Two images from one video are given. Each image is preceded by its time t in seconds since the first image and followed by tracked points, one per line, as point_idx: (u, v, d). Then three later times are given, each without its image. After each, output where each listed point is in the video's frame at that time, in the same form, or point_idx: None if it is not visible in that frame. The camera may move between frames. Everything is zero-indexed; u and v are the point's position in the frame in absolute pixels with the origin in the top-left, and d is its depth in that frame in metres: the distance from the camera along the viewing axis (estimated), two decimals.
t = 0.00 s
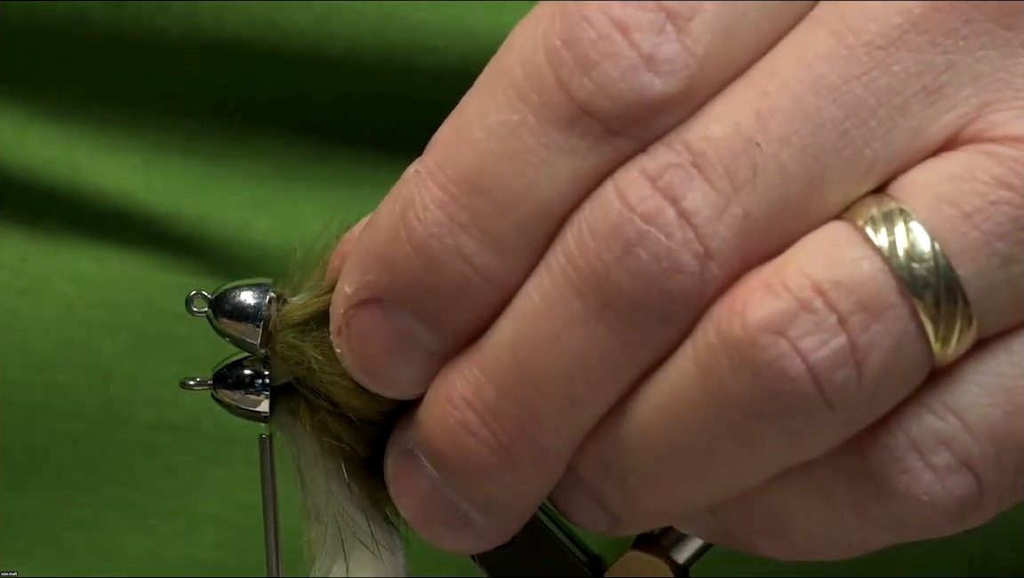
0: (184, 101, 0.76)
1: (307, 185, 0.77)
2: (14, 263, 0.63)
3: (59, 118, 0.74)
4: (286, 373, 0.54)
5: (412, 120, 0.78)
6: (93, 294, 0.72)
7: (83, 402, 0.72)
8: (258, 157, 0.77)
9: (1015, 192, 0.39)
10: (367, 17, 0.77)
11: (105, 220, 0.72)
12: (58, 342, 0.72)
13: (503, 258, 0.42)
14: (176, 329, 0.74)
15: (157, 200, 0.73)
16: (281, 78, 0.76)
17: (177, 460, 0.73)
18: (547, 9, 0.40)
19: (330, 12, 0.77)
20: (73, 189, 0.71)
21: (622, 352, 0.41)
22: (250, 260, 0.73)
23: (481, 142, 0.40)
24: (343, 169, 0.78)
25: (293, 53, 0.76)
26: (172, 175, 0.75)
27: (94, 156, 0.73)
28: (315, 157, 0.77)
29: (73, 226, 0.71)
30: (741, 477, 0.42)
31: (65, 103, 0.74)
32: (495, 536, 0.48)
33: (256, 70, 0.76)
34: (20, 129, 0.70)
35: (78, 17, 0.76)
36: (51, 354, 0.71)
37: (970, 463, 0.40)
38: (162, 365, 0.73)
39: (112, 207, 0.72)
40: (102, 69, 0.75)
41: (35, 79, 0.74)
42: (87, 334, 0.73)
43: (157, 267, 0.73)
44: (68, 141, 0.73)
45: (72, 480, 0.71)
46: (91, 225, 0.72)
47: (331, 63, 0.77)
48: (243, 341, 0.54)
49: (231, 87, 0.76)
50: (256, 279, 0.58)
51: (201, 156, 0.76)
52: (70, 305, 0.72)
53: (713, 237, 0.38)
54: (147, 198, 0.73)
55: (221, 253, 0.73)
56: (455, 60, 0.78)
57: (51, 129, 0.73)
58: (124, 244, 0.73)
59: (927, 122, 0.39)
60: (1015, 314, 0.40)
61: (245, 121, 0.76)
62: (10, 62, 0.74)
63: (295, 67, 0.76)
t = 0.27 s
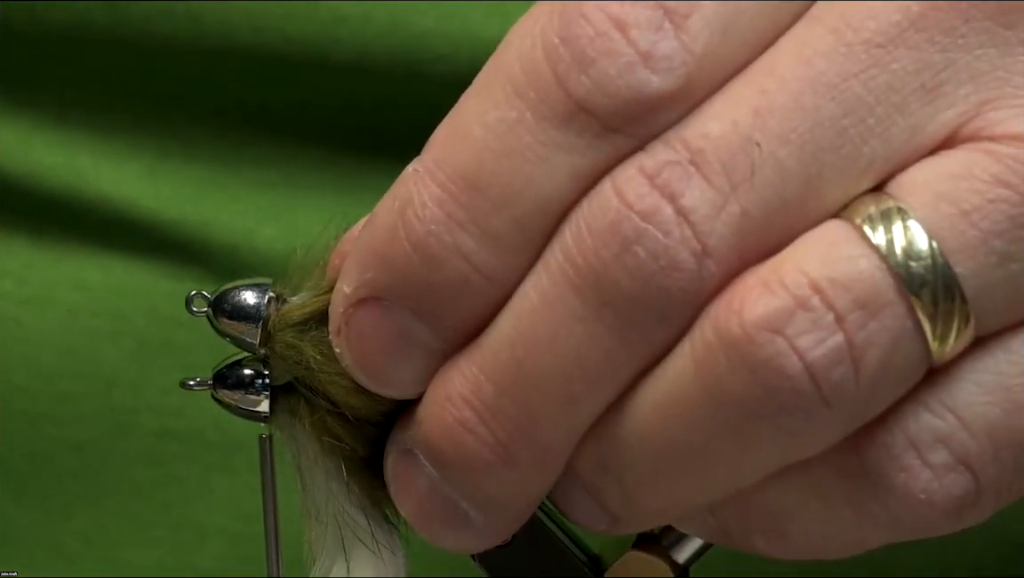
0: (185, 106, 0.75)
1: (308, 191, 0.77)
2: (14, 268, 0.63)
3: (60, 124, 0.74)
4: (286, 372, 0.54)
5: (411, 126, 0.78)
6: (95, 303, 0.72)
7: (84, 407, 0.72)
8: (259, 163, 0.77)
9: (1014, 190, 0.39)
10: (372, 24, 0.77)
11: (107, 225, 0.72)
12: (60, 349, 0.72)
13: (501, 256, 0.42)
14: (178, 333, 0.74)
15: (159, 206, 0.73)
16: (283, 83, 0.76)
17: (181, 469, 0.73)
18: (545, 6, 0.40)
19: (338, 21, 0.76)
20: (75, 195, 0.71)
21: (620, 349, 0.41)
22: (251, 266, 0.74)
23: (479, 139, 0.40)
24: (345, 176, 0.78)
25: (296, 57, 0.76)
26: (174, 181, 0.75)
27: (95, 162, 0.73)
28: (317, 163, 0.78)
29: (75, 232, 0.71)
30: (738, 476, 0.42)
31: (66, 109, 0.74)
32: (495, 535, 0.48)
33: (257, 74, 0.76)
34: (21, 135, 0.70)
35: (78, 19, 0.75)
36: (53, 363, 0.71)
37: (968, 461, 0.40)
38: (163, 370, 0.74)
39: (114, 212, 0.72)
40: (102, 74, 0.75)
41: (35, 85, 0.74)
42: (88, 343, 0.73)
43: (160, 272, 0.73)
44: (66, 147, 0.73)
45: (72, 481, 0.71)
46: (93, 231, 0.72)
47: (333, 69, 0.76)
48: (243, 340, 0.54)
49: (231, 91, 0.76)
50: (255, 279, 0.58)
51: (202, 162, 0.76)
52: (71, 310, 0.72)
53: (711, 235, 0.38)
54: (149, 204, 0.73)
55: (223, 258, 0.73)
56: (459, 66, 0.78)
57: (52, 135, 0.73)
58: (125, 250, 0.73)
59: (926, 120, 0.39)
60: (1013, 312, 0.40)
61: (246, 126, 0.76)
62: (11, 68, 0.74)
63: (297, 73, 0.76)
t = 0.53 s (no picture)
0: (180, 112, 0.76)
1: (306, 196, 0.77)
2: (13, 271, 0.63)
3: (52, 129, 0.74)
4: (286, 372, 0.54)
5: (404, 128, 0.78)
6: (88, 307, 0.72)
7: (79, 413, 0.72)
8: (255, 168, 0.77)
9: (1013, 191, 0.39)
10: (362, 27, 0.78)
11: (102, 230, 0.72)
12: (53, 354, 0.72)
13: (501, 257, 0.42)
14: (173, 336, 0.74)
15: (153, 211, 0.73)
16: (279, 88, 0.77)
17: (173, 474, 0.73)
18: (545, 7, 0.40)
19: (329, 24, 0.77)
20: (67, 198, 0.70)
21: (619, 350, 0.41)
22: (247, 270, 0.74)
23: (478, 140, 0.40)
24: (342, 180, 0.78)
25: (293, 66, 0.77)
26: (169, 186, 0.75)
27: (89, 167, 0.73)
28: (313, 168, 0.78)
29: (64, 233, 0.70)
30: (738, 477, 0.42)
31: (60, 114, 0.74)
32: (494, 536, 0.48)
33: (252, 79, 0.76)
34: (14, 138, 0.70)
35: (75, 25, 0.76)
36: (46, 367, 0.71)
37: (967, 462, 0.40)
38: (159, 374, 0.74)
39: (108, 216, 0.72)
40: (96, 81, 0.75)
41: (29, 90, 0.74)
42: (81, 347, 0.73)
43: (153, 275, 0.73)
44: (64, 150, 0.73)
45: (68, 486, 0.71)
46: (85, 235, 0.71)
47: (329, 74, 0.77)
48: (243, 340, 0.54)
49: (228, 96, 0.76)
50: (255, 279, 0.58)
51: (198, 168, 0.76)
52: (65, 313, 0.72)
53: (711, 236, 0.38)
54: (143, 209, 0.73)
55: (217, 262, 0.73)
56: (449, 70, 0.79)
57: (45, 139, 0.73)
58: (117, 254, 0.72)
59: (925, 120, 0.39)
60: (1013, 313, 0.40)
61: (242, 131, 0.76)
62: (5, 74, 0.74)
63: (294, 77, 0.77)
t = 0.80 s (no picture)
0: (181, 106, 0.76)
1: (306, 193, 0.78)
2: (13, 269, 0.63)
3: (54, 123, 0.74)
4: (287, 371, 0.54)
5: (404, 121, 0.78)
6: (89, 300, 0.72)
7: (81, 406, 0.72)
8: (257, 161, 0.77)
9: (1014, 191, 0.39)
10: (363, 16, 0.78)
11: (102, 224, 0.72)
12: (53, 346, 0.71)
13: (502, 256, 0.42)
14: (174, 328, 0.74)
15: (155, 203, 0.73)
16: (280, 85, 0.77)
17: (172, 468, 0.73)
18: (546, 6, 0.40)
19: (330, 12, 0.77)
20: (67, 195, 0.71)
21: (620, 349, 0.41)
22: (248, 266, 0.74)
23: (479, 139, 0.40)
24: (344, 174, 0.78)
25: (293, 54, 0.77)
26: (171, 180, 0.75)
27: (89, 163, 0.73)
28: (315, 162, 0.78)
29: (64, 229, 0.70)
30: (739, 476, 0.42)
31: (61, 109, 0.74)
32: (495, 535, 0.48)
33: (254, 76, 0.77)
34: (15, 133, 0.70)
35: (76, 23, 0.76)
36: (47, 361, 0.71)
37: (968, 461, 0.40)
38: (159, 365, 0.74)
39: (108, 209, 0.72)
40: (97, 76, 0.75)
41: (30, 84, 0.74)
42: (81, 339, 0.73)
43: (153, 269, 0.73)
44: (63, 145, 0.73)
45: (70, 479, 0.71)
46: (86, 229, 0.71)
47: (330, 69, 0.77)
48: (243, 340, 0.54)
49: (228, 95, 0.76)
50: (255, 279, 0.58)
51: (200, 161, 0.76)
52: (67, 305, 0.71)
53: (711, 235, 0.38)
54: (145, 202, 0.73)
55: (217, 256, 0.73)
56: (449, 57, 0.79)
57: (46, 134, 0.73)
58: (118, 248, 0.72)
59: (926, 120, 0.39)
60: (1013, 312, 0.40)
61: (244, 126, 0.77)
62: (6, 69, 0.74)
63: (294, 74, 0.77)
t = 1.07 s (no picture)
0: (182, 103, 0.77)
1: (307, 189, 0.79)
2: (13, 266, 0.63)
3: (58, 119, 0.75)
4: (287, 371, 0.54)
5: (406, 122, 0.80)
6: (92, 296, 0.73)
7: (84, 403, 0.72)
8: (257, 159, 0.78)
9: (1015, 191, 0.39)
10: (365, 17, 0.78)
11: (111, 218, 0.75)
12: (58, 343, 0.72)
13: (502, 256, 0.42)
14: (180, 324, 0.75)
15: (158, 197, 0.75)
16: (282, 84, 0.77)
17: (178, 462, 0.73)
18: (546, 6, 0.40)
19: (333, 13, 0.77)
20: (77, 190, 0.73)
21: (621, 349, 0.41)
22: (250, 259, 0.76)
23: (480, 138, 0.40)
24: (344, 175, 0.80)
25: (294, 54, 0.77)
26: (174, 175, 0.77)
27: (95, 157, 0.75)
28: (315, 160, 0.79)
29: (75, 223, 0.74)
30: (739, 475, 0.42)
31: (64, 105, 0.76)
32: (496, 535, 0.48)
33: (256, 74, 0.77)
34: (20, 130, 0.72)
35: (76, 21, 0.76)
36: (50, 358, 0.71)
37: (969, 462, 0.40)
38: (164, 363, 0.74)
39: (113, 203, 0.74)
40: (99, 72, 0.76)
41: (34, 82, 0.75)
42: (88, 337, 0.73)
43: (158, 262, 0.76)
44: (65, 140, 0.75)
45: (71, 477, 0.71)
46: (94, 223, 0.74)
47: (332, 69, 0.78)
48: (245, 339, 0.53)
49: (231, 95, 0.77)
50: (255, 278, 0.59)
51: (203, 157, 0.77)
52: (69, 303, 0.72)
53: (712, 235, 0.38)
54: (148, 195, 0.75)
55: (218, 250, 0.76)
56: (451, 57, 0.79)
57: (50, 130, 0.75)
58: (126, 242, 0.75)
59: (927, 121, 0.39)
60: (1013, 313, 0.40)
61: (245, 124, 0.77)
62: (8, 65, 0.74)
63: (295, 74, 0.77)
